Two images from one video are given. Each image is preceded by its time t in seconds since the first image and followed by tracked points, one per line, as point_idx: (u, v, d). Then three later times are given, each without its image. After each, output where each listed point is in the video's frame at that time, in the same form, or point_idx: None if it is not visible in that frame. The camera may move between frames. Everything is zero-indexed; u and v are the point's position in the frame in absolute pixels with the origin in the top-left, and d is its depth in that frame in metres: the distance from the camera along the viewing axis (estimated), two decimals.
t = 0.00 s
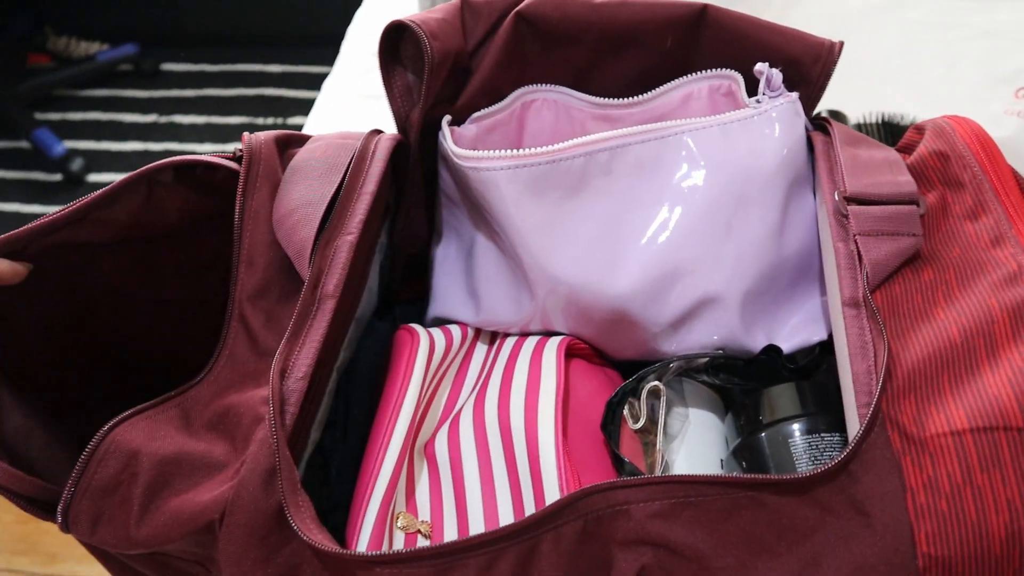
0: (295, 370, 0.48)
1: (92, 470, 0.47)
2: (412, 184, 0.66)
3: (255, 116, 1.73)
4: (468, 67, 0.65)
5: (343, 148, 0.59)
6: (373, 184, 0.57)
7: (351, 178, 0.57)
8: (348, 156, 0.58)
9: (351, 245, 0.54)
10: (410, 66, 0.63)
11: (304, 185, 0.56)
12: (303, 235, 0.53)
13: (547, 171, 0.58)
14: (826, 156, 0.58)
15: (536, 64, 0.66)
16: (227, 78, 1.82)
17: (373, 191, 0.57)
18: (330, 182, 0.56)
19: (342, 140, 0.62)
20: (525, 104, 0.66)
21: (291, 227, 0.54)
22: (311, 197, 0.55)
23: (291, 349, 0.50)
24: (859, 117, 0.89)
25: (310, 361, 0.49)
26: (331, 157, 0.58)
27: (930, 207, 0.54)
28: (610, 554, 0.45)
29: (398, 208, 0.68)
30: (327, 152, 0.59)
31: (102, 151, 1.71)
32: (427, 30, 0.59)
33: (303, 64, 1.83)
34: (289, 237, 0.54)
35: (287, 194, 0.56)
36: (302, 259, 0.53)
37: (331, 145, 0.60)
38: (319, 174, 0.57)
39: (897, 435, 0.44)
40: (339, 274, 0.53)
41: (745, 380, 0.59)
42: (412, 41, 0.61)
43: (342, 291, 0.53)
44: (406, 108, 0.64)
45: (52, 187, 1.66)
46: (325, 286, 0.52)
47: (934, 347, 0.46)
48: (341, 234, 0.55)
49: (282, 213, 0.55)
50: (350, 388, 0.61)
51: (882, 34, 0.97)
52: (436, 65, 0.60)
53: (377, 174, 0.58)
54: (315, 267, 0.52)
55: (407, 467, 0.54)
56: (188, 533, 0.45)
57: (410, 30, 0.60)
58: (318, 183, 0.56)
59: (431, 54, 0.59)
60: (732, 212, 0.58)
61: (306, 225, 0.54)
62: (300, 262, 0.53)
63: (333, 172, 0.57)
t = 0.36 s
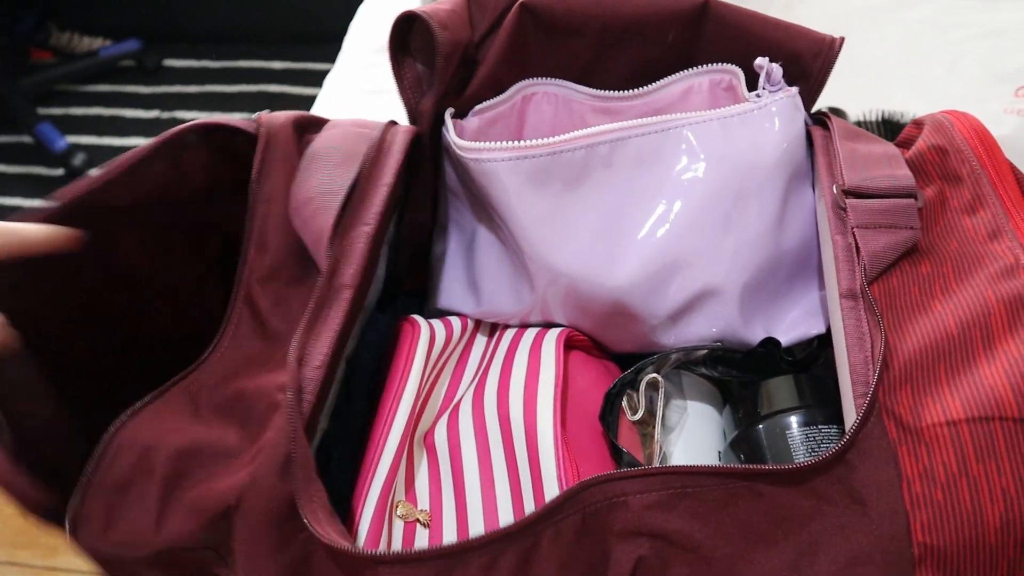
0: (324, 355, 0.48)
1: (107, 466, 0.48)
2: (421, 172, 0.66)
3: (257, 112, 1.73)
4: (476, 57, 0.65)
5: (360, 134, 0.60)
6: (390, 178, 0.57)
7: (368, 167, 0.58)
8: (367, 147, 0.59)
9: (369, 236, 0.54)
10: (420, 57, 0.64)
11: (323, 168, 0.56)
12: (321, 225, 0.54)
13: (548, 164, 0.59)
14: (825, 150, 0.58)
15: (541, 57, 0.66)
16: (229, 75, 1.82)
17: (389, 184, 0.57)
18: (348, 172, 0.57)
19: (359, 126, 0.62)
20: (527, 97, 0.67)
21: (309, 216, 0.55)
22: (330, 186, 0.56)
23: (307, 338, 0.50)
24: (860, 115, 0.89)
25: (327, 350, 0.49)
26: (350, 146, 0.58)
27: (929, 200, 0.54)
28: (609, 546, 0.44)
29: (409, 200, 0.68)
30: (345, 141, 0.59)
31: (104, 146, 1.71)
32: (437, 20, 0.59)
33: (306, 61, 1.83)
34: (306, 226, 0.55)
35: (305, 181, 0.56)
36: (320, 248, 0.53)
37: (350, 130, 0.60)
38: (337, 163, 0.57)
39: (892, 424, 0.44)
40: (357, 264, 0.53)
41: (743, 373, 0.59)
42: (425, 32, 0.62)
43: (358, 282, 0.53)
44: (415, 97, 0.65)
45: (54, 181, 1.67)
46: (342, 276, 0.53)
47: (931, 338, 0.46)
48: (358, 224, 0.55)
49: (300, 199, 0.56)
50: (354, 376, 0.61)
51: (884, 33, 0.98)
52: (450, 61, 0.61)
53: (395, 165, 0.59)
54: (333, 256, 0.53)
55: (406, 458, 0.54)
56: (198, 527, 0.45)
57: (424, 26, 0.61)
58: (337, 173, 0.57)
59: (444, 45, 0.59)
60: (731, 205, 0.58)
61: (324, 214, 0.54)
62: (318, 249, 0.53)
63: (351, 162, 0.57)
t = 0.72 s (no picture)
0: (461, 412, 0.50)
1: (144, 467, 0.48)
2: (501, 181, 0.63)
3: (264, 95, 1.73)
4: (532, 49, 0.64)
5: (483, 151, 0.56)
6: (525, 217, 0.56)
7: (504, 203, 0.55)
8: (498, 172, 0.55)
9: (513, 283, 0.54)
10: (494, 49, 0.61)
11: (467, 201, 0.55)
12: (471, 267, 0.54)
13: (583, 177, 0.59)
14: (849, 164, 0.58)
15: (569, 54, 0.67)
16: (236, 56, 1.81)
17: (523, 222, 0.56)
18: (489, 211, 0.54)
19: (483, 144, 0.57)
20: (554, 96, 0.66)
21: (466, 267, 0.54)
22: (482, 228, 0.54)
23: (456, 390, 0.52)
24: (874, 126, 0.90)
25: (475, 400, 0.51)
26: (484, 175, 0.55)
27: (952, 219, 0.55)
28: None
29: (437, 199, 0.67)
30: (479, 174, 0.55)
31: (107, 123, 1.70)
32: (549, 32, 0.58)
33: (313, 44, 1.81)
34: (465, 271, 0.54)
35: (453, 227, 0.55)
36: (477, 300, 0.54)
37: (473, 149, 0.55)
38: (479, 201, 0.55)
39: (912, 442, 0.45)
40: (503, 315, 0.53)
41: (758, 383, 0.59)
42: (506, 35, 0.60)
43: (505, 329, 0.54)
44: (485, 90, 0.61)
45: (57, 156, 1.66)
46: (491, 326, 0.53)
47: (953, 357, 0.46)
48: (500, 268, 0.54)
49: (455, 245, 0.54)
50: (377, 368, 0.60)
51: (900, 45, 0.98)
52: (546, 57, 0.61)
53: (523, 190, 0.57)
54: (483, 307, 0.54)
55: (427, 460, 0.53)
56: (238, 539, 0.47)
57: (515, 25, 0.59)
58: (484, 214, 0.54)
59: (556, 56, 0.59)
60: (752, 217, 0.58)
61: (477, 267, 0.54)
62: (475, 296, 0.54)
63: (488, 197, 0.54)
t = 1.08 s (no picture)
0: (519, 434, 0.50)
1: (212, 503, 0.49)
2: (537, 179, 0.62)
3: (295, 93, 1.73)
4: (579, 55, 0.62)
5: (538, 171, 0.54)
6: (577, 246, 0.56)
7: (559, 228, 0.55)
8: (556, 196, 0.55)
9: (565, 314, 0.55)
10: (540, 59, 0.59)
11: (530, 225, 0.54)
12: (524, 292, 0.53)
13: (626, 188, 0.57)
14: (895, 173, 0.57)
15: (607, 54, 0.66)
16: (269, 53, 1.81)
17: (574, 248, 0.57)
18: (546, 238, 0.54)
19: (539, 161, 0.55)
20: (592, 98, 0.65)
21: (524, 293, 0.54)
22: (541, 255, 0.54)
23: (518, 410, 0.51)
24: (915, 131, 0.87)
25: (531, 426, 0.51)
26: (545, 199, 0.54)
27: (1002, 232, 0.53)
28: None
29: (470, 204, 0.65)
30: (541, 196, 0.53)
31: (141, 119, 1.72)
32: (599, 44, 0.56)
33: (345, 42, 1.81)
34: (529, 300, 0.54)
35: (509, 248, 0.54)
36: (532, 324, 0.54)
37: (531, 168, 0.53)
38: (538, 226, 0.54)
39: (961, 463, 0.44)
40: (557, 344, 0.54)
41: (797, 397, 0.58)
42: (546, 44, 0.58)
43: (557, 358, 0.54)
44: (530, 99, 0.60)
45: (92, 152, 1.67)
46: (543, 356, 0.53)
47: (1004, 377, 0.45)
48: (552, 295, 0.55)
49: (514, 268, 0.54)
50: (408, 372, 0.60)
51: (944, 49, 0.96)
52: (592, 68, 0.58)
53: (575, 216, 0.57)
54: (541, 331, 0.54)
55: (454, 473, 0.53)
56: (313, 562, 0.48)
57: (555, 33, 0.57)
58: (544, 240, 0.54)
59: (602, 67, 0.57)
60: (793, 228, 0.57)
61: (533, 295, 0.54)
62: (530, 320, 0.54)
63: (547, 223, 0.54)
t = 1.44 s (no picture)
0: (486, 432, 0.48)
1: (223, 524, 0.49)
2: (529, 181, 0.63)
3: (294, 93, 1.72)
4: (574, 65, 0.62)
5: (523, 169, 0.55)
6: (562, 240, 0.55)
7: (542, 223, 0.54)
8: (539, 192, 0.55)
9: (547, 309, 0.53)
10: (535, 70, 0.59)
11: (509, 219, 0.54)
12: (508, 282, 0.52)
13: (627, 196, 0.57)
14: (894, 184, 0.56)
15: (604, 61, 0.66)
16: (267, 53, 1.81)
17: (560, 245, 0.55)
18: (528, 229, 0.53)
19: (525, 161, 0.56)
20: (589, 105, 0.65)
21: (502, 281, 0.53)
22: (522, 246, 0.53)
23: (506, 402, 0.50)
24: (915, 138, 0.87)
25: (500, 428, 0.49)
26: (525, 191, 0.54)
27: (1002, 245, 0.52)
28: None
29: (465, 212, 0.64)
30: (523, 188, 0.54)
31: (139, 119, 1.71)
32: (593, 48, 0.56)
33: (344, 43, 1.80)
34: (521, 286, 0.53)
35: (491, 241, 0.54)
36: (525, 317, 0.53)
37: (514, 165, 0.54)
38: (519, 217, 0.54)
39: (958, 480, 0.43)
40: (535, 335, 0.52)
41: (792, 407, 0.57)
42: (546, 53, 0.58)
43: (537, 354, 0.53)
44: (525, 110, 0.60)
45: (89, 152, 1.67)
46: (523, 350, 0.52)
47: (1004, 393, 0.44)
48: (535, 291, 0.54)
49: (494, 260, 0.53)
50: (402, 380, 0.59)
51: (944, 54, 0.95)
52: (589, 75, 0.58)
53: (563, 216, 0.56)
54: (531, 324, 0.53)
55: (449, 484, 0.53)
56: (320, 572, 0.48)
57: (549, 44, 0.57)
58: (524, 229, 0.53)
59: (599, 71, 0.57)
60: (791, 237, 0.57)
61: (511, 284, 0.52)
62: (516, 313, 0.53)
63: (528, 215, 0.54)
